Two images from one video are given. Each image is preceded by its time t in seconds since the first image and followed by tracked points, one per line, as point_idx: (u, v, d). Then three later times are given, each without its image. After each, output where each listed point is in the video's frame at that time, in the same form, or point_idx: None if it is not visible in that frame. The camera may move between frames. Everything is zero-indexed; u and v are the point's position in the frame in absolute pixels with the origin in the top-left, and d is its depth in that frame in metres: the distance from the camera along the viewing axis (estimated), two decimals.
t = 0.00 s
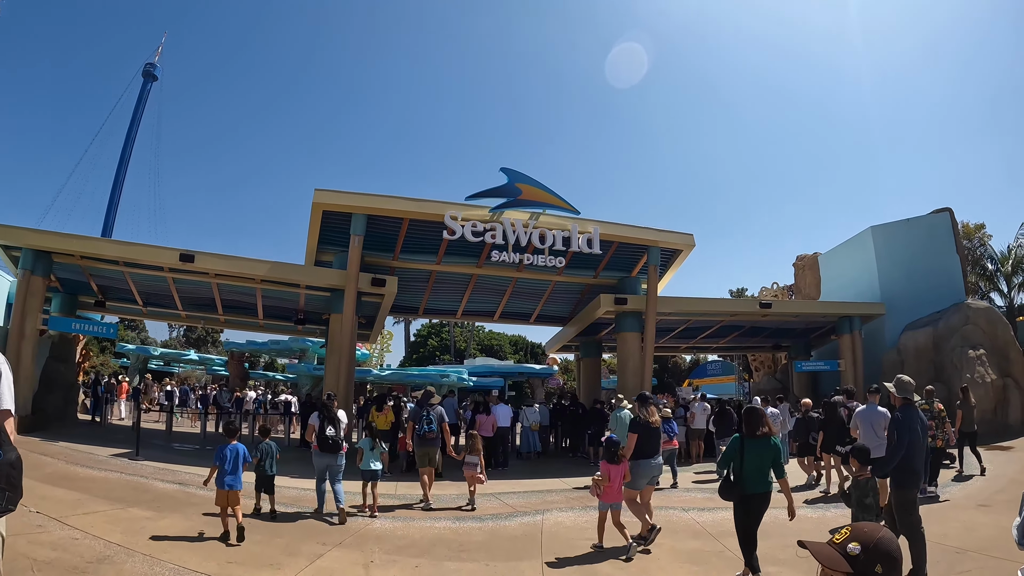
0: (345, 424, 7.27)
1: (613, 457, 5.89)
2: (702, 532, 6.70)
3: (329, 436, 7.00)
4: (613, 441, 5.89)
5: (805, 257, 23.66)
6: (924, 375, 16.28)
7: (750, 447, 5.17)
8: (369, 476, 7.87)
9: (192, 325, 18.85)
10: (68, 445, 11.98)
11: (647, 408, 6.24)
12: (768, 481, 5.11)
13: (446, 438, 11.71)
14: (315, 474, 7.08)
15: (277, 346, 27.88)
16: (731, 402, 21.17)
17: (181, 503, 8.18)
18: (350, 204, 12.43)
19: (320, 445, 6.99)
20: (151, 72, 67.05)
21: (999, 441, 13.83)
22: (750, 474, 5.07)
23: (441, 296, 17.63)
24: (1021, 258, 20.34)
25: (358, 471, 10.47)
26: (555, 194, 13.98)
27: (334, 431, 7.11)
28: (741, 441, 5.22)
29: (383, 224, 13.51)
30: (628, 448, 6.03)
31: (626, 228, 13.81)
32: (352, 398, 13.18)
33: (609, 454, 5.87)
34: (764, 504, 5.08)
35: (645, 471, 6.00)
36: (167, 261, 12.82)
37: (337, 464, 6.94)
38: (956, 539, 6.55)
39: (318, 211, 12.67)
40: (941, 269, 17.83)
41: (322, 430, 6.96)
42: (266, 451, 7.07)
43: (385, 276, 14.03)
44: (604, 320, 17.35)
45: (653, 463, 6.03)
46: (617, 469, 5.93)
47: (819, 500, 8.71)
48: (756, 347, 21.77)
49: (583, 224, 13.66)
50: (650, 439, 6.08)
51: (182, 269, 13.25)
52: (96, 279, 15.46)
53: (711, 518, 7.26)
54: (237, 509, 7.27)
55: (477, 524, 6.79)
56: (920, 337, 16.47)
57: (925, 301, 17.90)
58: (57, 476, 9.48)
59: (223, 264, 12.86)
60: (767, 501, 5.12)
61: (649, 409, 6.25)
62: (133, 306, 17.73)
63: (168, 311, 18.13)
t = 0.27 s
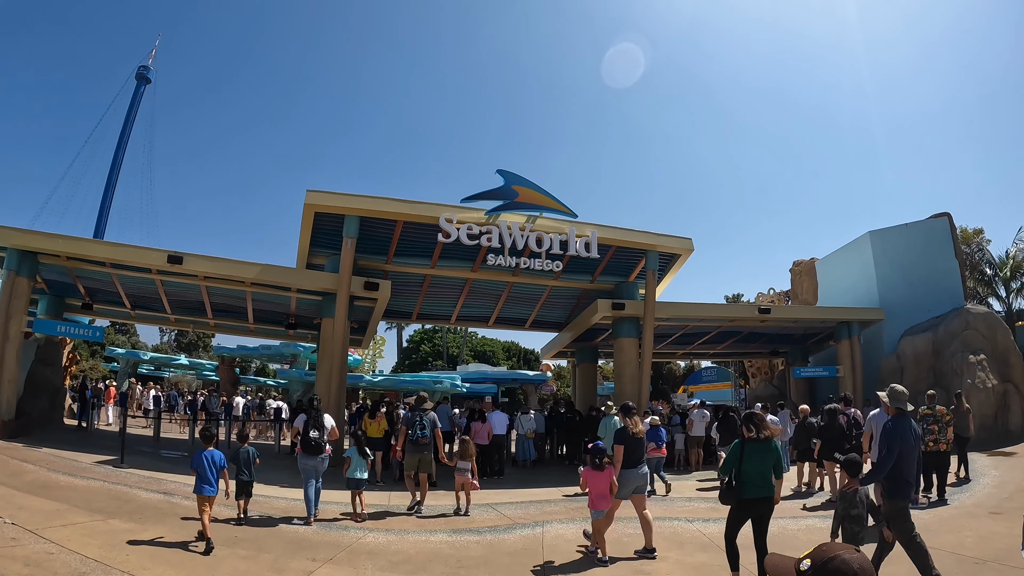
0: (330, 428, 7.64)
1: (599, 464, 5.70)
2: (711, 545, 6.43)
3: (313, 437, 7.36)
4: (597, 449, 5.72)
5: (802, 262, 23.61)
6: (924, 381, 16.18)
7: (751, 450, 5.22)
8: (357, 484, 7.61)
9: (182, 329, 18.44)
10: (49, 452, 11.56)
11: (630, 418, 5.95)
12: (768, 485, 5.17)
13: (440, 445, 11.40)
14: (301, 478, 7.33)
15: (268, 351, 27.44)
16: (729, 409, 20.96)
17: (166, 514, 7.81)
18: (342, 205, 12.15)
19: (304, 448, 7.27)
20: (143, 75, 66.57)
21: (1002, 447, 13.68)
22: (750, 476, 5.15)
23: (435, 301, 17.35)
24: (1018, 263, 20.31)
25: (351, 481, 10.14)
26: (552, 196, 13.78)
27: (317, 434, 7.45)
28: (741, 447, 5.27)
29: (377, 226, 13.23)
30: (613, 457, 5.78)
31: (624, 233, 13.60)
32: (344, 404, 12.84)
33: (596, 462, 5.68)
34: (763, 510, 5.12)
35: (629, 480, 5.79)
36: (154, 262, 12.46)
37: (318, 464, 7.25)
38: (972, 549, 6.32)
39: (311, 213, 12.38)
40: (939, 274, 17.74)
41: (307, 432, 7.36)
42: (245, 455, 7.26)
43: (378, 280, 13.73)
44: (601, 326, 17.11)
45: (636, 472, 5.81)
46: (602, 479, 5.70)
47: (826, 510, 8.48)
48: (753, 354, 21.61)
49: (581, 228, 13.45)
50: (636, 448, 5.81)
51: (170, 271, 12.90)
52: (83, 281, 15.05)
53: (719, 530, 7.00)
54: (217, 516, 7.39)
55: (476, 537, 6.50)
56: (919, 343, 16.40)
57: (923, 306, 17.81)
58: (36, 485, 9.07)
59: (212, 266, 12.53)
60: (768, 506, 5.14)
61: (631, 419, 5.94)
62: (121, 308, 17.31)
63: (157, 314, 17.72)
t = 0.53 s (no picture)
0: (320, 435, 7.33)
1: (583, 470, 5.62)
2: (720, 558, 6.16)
3: (301, 445, 7.06)
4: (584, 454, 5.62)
5: (799, 267, 23.53)
6: (924, 387, 16.03)
7: (749, 457, 5.02)
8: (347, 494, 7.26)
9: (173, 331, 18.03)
10: (32, 458, 11.16)
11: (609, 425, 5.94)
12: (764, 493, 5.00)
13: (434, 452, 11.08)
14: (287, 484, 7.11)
15: (260, 356, 27.02)
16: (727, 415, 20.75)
17: (151, 524, 7.47)
18: (336, 206, 11.86)
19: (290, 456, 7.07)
20: (137, 77, 66.14)
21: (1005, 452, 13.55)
22: (748, 484, 4.94)
23: (430, 305, 17.07)
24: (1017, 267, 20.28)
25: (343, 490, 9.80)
26: (550, 199, 13.60)
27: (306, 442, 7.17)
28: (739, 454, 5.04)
29: (371, 228, 12.95)
30: (598, 462, 5.70)
31: (623, 236, 13.40)
32: (337, 410, 12.50)
33: (581, 467, 5.61)
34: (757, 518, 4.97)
35: (608, 486, 5.75)
36: (143, 263, 12.12)
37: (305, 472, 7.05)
38: (991, 558, 6.10)
39: (304, 214, 12.09)
40: (939, 279, 17.66)
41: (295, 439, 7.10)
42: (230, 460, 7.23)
43: (372, 283, 13.43)
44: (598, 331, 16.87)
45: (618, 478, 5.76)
46: (585, 483, 5.63)
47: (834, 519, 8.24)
48: (751, 360, 21.45)
49: (579, 230, 13.22)
50: (614, 454, 5.84)
51: (160, 272, 12.57)
52: (71, 282, 14.66)
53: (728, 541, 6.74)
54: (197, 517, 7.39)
55: (475, 550, 6.21)
56: (920, 348, 16.26)
57: (922, 311, 17.72)
58: (16, 492, 8.70)
59: (202, 268, 12.20)
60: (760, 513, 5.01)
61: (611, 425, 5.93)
62: (109, 310, 16.90)
63: (147, 316, 17.33)
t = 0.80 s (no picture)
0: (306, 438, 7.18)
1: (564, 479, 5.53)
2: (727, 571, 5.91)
3: (290, 450, 6.92)
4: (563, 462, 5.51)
5: (796, 272, 23.44)
6: (923, 392, 15.91)
7: (738, 463, 4.87)
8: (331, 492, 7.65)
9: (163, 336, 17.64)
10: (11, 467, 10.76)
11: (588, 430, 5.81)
12: (759, 499, 4.79)
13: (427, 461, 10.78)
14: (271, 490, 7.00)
15: (250, 361, 26.59)
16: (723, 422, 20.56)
17: (133, 536, 7.15)
18: (328, 208, 11.60)
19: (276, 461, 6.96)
20: (130, 80, 65.64)
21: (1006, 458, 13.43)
22: (738, 489, 4.77)
23: (423, 310, 16.79)
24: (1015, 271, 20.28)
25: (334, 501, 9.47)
26: (545, 202, 13.38)
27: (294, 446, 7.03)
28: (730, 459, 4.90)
29: (364, 231, 12.68)
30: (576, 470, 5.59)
31: (620, 240, 13.21)
32: (327, 416, 12.17)
33: (561, 476, 5.49)
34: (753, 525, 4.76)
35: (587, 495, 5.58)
36: (130, 266, 11.80)
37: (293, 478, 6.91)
38: (1008, 567, 5.90)
39: (295, 216, 11.81)
40: (937, 283, 17.59)
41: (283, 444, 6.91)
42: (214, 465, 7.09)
43: (364, 287, 13.15)
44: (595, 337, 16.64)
45: (600, 488, 5.61)
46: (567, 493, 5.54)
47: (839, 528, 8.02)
48: (747, 365, 21.29)
49: (577, 234, 13.01)
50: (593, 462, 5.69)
51: (148, 275, 12.23)
52: (57, 284, 14.28)
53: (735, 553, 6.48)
54: (176, 521, 7.36)
55: (472, 564, 5.93)
56: (919, 353, 16.14)
57: (920, 315, 17.63)
58: None
59: (190, 271, 11.90)
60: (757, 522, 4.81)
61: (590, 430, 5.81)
62: (96, 314, 16.50)
63: (135, 320, 16.95)
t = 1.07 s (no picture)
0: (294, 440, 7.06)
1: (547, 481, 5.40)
2: None
3: (274, 454, 6.79)
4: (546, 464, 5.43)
5: (797, 274, 23.25)
6: (928, 393, 15.69)
7: (738, 470, 4.61)
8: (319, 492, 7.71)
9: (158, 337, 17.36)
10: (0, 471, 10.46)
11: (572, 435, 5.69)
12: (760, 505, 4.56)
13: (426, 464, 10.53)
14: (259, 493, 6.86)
15: (247, 364, 26.29)
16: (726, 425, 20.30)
17: (123, 544, 6.87)
18: (326, 207, 11.35)
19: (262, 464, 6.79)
20: (128, 82, 65.34)
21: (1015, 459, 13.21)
22: (740, 496, 4.53)
23: (423, 311, 16.53)
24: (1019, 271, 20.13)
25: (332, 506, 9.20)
26: (547, 200, 13.13)
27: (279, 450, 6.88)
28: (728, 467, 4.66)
29: (362, 230, 12.44)
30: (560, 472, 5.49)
31: (623, 239, 13.00)
32: (324, 418, 11.90)
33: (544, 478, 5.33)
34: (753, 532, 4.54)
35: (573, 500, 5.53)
36: (123, 265, 11.53)
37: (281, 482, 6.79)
38: None
39: (292, 215, 11.56)
40: (941, 283, 17.40)
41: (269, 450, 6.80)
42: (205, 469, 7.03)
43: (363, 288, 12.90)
44: (596, 338, 16.40)
45: (584, 492, 5.57)
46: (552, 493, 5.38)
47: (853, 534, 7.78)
48: (749, 368, 21.07)
49: (579, 233, 12.78)
50: (579, 467, 5.62)
51: (141, 274, 11.98)
52: (50, 285, 14.00)
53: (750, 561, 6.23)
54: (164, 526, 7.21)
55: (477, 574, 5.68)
56: (924, 354, 15.91)
57: (925, 316, 17.42)
58: None
59: (185, 271, 11.64)
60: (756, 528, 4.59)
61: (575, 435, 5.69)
62: (90, 316, 16.21)
63: (130, 322, 16.68)
